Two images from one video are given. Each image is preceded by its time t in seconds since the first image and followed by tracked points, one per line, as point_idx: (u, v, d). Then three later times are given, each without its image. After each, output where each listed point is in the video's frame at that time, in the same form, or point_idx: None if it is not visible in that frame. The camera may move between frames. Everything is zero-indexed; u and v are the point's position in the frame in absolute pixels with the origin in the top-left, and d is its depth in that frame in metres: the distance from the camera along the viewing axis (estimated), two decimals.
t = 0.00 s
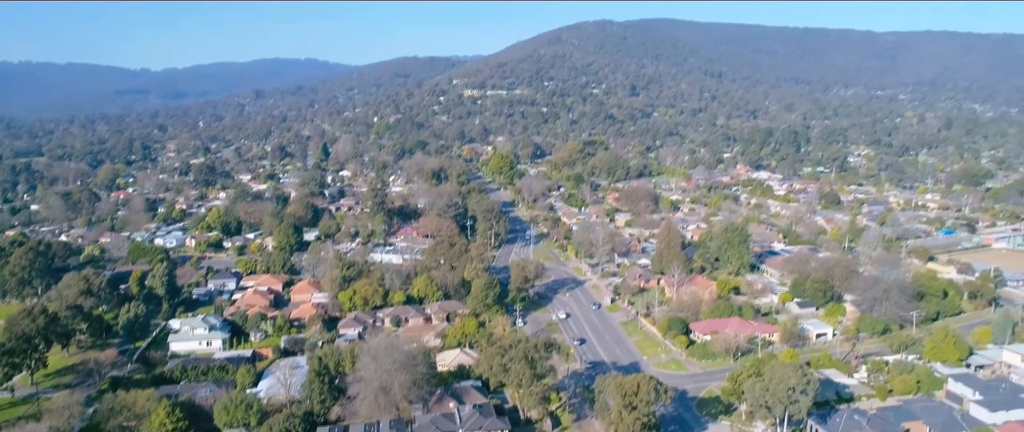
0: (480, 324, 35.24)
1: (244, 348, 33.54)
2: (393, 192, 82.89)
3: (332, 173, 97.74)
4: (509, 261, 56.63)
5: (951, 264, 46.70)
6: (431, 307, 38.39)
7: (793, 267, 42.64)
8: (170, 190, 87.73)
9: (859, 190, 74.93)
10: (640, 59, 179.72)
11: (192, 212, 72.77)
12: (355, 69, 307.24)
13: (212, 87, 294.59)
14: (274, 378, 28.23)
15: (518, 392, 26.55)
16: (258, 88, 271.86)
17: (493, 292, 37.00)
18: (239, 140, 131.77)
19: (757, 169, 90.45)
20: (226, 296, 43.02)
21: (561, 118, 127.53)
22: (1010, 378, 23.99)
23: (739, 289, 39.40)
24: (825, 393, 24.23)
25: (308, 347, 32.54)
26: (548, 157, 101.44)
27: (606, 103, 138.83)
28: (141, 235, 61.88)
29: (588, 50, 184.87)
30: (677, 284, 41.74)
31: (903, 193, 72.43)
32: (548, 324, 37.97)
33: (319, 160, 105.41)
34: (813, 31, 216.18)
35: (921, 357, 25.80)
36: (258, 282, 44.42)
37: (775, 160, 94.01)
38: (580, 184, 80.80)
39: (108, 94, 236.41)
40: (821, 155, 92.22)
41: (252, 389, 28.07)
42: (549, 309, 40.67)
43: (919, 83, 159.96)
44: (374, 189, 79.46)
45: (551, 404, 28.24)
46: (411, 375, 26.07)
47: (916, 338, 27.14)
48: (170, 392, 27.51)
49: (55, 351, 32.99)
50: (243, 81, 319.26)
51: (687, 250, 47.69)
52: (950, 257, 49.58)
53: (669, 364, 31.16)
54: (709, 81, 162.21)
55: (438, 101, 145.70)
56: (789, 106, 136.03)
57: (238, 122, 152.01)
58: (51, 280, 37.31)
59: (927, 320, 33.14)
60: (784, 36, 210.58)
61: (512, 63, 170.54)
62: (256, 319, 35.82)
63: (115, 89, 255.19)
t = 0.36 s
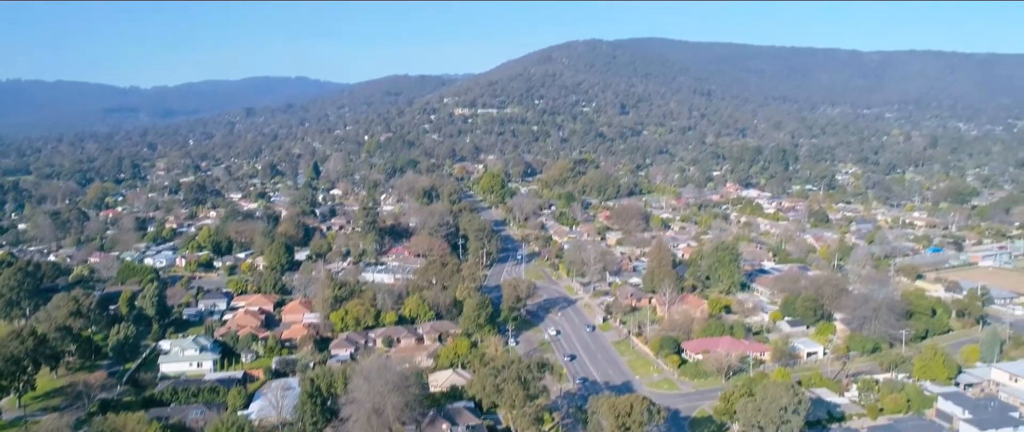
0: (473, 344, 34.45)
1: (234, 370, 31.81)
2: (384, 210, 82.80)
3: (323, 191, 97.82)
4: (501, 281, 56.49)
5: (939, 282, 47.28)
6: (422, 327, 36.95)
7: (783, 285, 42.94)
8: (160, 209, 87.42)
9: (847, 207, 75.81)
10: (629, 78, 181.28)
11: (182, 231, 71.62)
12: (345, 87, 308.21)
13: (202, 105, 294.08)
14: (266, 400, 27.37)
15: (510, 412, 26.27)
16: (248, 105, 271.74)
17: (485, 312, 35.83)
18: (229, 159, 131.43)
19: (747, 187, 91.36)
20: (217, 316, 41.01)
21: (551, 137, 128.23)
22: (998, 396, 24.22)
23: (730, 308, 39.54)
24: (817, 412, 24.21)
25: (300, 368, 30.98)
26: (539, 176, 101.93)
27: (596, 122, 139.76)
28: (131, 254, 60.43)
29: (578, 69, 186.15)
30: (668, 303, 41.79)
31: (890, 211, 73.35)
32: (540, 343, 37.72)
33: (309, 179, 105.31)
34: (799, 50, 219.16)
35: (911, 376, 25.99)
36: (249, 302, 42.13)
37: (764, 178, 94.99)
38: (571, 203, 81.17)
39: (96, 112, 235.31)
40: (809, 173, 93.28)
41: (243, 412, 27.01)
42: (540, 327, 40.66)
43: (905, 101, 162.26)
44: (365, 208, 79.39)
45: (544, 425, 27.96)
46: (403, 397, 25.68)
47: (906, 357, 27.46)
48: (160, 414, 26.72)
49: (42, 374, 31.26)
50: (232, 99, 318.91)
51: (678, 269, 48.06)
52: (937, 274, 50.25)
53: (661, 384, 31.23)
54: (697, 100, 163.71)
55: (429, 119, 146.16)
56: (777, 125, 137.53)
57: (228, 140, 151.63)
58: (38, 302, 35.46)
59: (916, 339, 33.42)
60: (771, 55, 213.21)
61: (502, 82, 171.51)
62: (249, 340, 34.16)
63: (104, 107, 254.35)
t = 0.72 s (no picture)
0: (468, 364, 34.36)
1: (229, 390, 30.96)
2: (378, 229, 82.81)
3: (317, 210, 97.92)
4: (495, 299, 56.47)
5: (931, 300, 47.68)
6: (416, 347, 36.67)
7: (776, 304, 43.21)
8: (152, 227, 87.30)
9: (838, 225, 76.44)
10: (622, 95, 182.68)
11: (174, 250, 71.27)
12: (339, 104, 309.24)
13: (195, 122, 294.25)
14: (259, 420, 26.84)
15: None
16: (242, 123, 271.89)
17: (480, 331, 35.62)
18: (221, 176, 131.35)
19: (739, 204, 92.08)
20: (209, 335, 40.45)
21: (544, 154, 129.01)
22: (991, 415, 24.38)
23: (724, 327, 39.69)
24: None
25: (293, 388, 30.60)
26: (533, 193, 102.35)
27: (589, 139, 140.65)
28: (123, 273, 60.00)
29: (571, 86, 187.39)
30: (662, 322, 41.87)
31: (881, 228, 74.00)
32: (535, 362, 37.61)
33: (303, 197, 105.36)
34: (790, 68, 221.49)
35: (905, 394, 26.10)
36: (243, 321, 41.75)
37: (756, 195, 95.74)
38: (564, 221, 81.54)
39: (89, 129, 235.13)
40: (800, 190, 94.11)
41: None
42: (534, 346, 40.69)
43: (894, 119, 164.03)
44: (359, 226, 79.39)
45: None
46: (398, 417, 25.49)
47: (899, 375, 27.62)
48: None
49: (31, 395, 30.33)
50: (225, 116, 319.07)
51: (671, 288, 48.26)
52: (929, 292, 50.69)
53: (656, 403, 31.29)
54: (689, 117, 164.95)
55: (423, 136, 146.69)
56: (769, 142, 138.66)
57: (222, 157, 151.67)
58: (29, 323, 35.30)
59: (909, 357, 33.67)
60: (761, 72, 215.31)
61: (495, 99, 172.55)
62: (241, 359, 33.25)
63: (97, 124, 254.15)
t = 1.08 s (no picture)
0: (464, 383, 34.33)
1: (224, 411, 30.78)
2: (373, 247, 82.84)
3: (311, 228, 98.02)
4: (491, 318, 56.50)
5: (925, 318, 48.03)
6: (412, 366, 36.54)
7: (772, 322, 43.42)
8: (147, 245, 87.17)
9: (832, 242, 76.94)
10: (616, 113, 183.95)
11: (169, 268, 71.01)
12: (334, 121, 310.18)
13: (190, 139, 294.33)
14: None
15: None
16: (236, 140, 272.04)
17: (476, 351, 35.55)
18: (216, 194, 131.25)
19: (733, 222, 92.64)
20: (204, 355, 40.18)
21: (539, 172, 129.58)
22: None
23: (719, 345, 39.87)
24: None
25: (289, 409, 30.37)
26: (528, 211, 102.68)
27: (584, 157, 141.37)
28: (117, 293, 59.67)
29: (565, 104, 188.55)
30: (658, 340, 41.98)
31: (874, 246, 74.54)
32: (531, 382, 37.62)
33: (298, 215, 105.41)
34: (782, 86, 223.63)
35: (901, 413, 26.14)
36: (239, 340, 41.56)
37: (750, 213, 96.33)
38: (559, 239, 81.80)
39: (83, 146, 235.16)
40: (794, 208, 94.73)
41: None
42: (530, 365, 40.73)
43: (886, 136, 165.58)
44: (354, 244, 79.42)
45: None
46: None
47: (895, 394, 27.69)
48: None
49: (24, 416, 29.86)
50: (220, 133, 319.37)
51: (667, 306, 48.40)
52: (923, 311, 51.04)
53: (653, 422, 31.36)
54: (683, 135, 166.08)
55: (418, 154, 147.13)
56: (762, 160, 139.60)
57: (216, 175, 151.59)
58: (21, 343, 35.21)
59: (904, 375, 33.84)
60: (754, 90, 217.25)
61: (490, 117, 173.46)
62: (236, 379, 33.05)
63: (90, 141, 253.93)
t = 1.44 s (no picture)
0: (462, 403, 34.30)
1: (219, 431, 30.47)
2: (369, 265, 82.85)
3: (307, 246, 97.99)
4: (488, 337, 56.46)
5: (920, 336, 48.23)
6: (409, 386, 36.45)
7: (768, 341, 43.58)
8: (141, 263, 86.99)
9: (827, 260, 77.31)
10: (611, 131, 185.01)
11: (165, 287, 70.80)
12: (331, 138, 310.98)
13: (185, 156, 294.37)
14: None
15: None
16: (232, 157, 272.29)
17: (473, 370, 35.50)
18: (211, 211, 131.16)
19: (728, 240, 93.02)
20: (199, 374, 39.99)
21: (535, 189, 130.01)
22: None
23: (716, 365, 40.00)
24: None
25: (285, 429, 30.16)
26: (524, 228, 102.94)
27: (579, 174, 141.98)
28: (112, 312, 59.39)
29: (561, 122, 189.60)
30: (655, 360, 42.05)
31: (869, 264, 74.92)
32: (529, 401, 37.63)
33: (293, 233, 105.37)
34: (776, 104, 225.38)
35: None
36: (234, 360, 41.43)
37: (745, 230, 96.77)
38: (555, 257, 81.98)
39: (78, 163, 235.02)
40: (789, 226, 95.22)
41: None
42: (528, 384, 40.74)
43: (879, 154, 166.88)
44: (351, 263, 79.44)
45: None
46: None
47: (892, 414, 27.86)
48: None
49: None
50: (216, 150, 319.52)
51: (664, 325, 48.50)
52: (918, 329, 51.26)
53: None
54: (678, 152, 167.03)
55: (414, 172, 147.53)
56: (757, 177, 140.38)
57: (212, 192, 151.52)
58: (15, 363, 35.23)
59: (901, 394, 34.00)
60: (748, 108, 218.90)
61: (486, 135, 174.24)
62: (232, 399, 32.91)
63: (85, 158, 253.77)
